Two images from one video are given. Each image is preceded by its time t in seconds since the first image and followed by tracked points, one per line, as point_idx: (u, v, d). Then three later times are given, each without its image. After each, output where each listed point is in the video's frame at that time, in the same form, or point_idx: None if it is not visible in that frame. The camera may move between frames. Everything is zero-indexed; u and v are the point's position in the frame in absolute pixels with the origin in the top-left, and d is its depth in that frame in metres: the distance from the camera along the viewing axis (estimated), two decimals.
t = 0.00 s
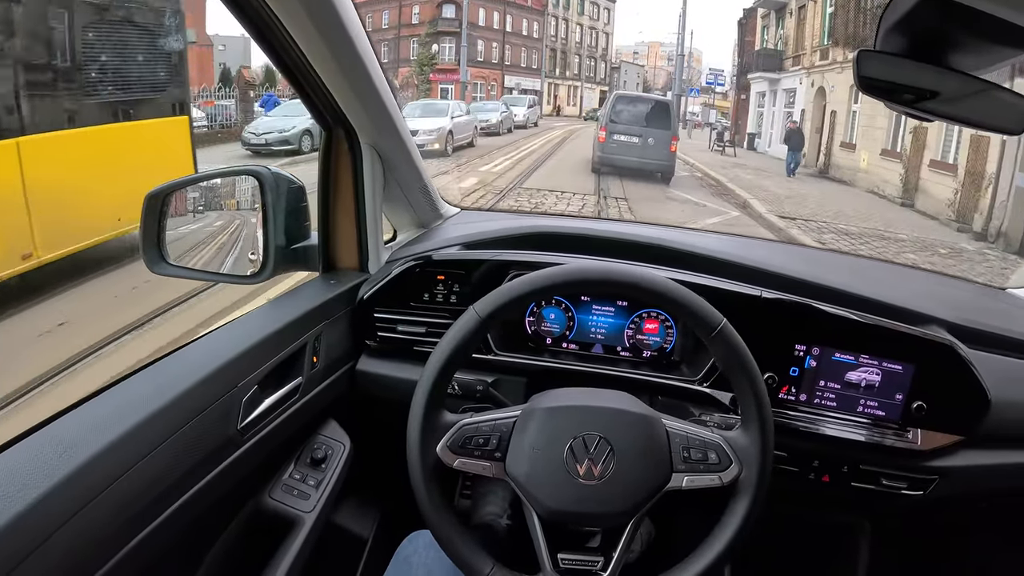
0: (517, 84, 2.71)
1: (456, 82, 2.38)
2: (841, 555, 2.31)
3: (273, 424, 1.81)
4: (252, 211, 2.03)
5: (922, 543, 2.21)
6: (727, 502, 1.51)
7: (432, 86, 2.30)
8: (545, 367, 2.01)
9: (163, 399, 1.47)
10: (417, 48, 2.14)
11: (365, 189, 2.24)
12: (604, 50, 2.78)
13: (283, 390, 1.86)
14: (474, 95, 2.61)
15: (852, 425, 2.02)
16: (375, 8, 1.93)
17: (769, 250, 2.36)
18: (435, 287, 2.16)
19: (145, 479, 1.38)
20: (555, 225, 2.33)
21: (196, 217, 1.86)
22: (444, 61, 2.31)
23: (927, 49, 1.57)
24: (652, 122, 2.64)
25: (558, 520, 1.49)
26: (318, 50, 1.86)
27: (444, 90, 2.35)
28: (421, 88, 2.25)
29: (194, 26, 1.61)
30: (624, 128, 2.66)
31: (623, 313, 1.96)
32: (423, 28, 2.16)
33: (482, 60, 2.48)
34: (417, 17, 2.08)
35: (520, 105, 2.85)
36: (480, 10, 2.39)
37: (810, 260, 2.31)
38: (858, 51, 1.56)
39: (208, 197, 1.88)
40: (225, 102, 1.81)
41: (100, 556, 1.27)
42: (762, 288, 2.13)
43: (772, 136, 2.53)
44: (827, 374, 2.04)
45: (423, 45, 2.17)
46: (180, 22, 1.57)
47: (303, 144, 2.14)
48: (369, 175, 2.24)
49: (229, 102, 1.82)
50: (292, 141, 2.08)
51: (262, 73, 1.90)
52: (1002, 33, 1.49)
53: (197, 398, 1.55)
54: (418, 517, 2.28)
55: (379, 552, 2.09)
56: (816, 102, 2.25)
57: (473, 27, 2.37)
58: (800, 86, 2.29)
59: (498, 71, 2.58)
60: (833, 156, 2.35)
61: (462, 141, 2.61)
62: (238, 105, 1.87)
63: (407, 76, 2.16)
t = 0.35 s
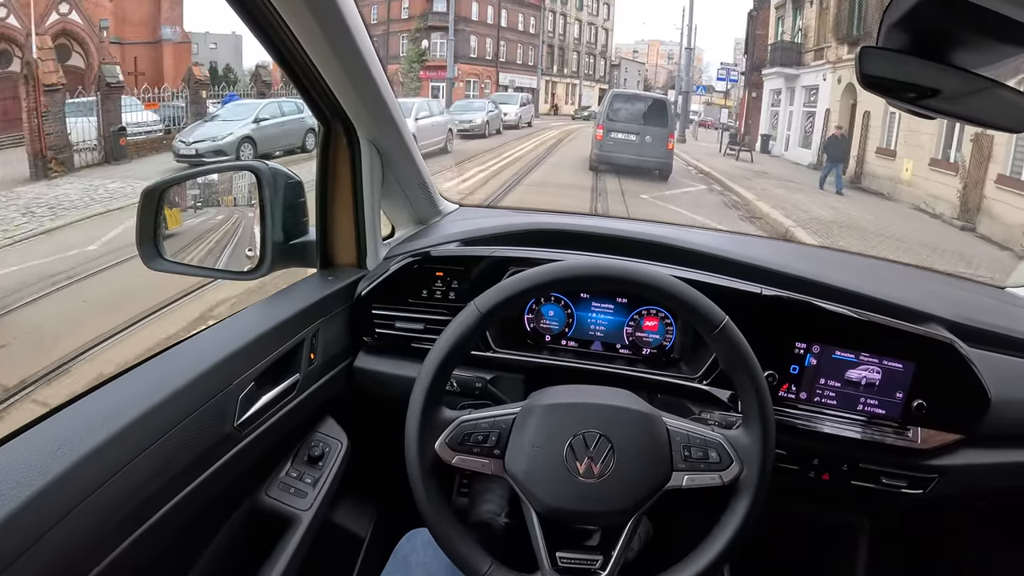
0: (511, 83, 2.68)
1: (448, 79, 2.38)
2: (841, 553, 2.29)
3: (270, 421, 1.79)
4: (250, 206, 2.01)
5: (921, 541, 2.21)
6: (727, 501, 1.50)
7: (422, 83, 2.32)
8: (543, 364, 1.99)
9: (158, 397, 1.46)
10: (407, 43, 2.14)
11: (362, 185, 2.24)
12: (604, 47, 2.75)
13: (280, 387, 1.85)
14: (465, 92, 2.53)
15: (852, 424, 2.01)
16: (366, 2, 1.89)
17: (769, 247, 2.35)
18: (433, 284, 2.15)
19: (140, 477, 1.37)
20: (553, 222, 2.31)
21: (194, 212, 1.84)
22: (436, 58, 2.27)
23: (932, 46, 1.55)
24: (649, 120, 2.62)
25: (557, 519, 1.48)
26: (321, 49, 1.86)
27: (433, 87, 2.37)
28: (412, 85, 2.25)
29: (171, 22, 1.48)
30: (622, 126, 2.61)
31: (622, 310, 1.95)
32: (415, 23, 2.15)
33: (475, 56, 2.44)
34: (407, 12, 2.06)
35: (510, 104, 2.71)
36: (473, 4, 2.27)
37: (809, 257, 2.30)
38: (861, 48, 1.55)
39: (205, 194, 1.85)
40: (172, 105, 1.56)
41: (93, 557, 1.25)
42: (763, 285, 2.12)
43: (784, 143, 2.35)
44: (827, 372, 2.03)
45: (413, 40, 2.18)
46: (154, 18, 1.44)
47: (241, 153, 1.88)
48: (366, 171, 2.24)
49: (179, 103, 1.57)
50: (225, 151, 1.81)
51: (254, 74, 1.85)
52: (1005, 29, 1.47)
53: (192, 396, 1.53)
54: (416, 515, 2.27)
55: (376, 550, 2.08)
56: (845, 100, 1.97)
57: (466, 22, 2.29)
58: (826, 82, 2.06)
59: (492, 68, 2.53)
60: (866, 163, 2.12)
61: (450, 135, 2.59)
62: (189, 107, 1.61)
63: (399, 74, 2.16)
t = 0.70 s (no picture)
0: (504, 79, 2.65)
1: (432, 75, 2.40)
2: (835, 551, 2.29)
3: (258, 421, 1.79)
4: (241, 206, 2.00)
5: (915, 539, 2.20)
6: (716, 501, 1.49)
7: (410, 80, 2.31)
8: (533, 362, 1.99)
9: (145, 396, 1.45)
10: (394, 38, 2.10)
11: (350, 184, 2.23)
12: (602, 44, 2.72)
13: (269, 386, 1.84)
14: (454, 90, 2.51)
15: (844, 421, 2.00)
16: None
17: (761, 244, 2.34)
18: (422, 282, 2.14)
19: (127, 477, 1.37)
20: (544, 220, 2.30)
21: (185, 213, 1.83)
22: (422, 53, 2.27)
23: (923, 39, 1.54)
24: (644, 118, 2.73)
25: (545, 519, 1.47)
26: (307, 48, 1.85)
27: (421, 84, 2.38)
28: (396, 82, 2.22)
29: (143, 18, 1.45)
30: (619, 124, 2.72)
31: (612, 308, 1.95)
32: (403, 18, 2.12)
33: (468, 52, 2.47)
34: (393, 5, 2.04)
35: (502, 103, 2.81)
36: None
37: (802, 254, 2.29)
38: (851, 42, 1.55)
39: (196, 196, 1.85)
40: (108, 107, 1.41)
41: (80, 557, 1.25)
42: (755, 282, 2.11)
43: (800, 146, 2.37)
44: (819, 369, 2.02)
45: (401, 34, 2.14)
46: (126, 12, 1.41)
47: (154, 165, 1.65)
48: (355, 171, 2.23)
49: (115, 108, 1.42)
50: (136, 166, 1.57)
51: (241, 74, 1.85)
52: (994, 22, 1.46)
53: (180, 396, 1.53)
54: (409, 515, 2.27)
55: (368, 549, 2.08)
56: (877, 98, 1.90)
57: (457, 15, 2.33)
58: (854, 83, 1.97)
59: (485, 64, 2.57)
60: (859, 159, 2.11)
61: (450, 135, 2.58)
62: (126, 109, 1.45)
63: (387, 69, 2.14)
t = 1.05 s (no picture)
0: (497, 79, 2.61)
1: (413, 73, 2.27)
2: (838, 550, 2.28)
3: (257, 422, 1.77)
4: (240, 203, 1.99)
5: (918, 537, 2.19)
6: (717, 505, 1.47)
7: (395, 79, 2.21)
8: (534, 360, 1.97)
9: (143, 396, 1.43)
10: (382, 34, 2.05)
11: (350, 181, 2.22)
12: (600, 40, 2.70)
13: (268, 385, 1.83)
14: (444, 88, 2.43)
15: (847, 419, 2.00)
16: None
17: (763, 241, 2.33)
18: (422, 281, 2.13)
19: (126, 477, 1.35)
20: (545, 218, 2.29)
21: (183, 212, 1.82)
22: (407, 50, 2.17)
23: (923, 35, 1.53)
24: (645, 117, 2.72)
25: (546, 517, 1.46)
26: (306, 43, 1.83)
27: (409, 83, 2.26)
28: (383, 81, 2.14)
29: (113, 13, 1.46)
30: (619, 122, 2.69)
31: (614, 306, 1.94)
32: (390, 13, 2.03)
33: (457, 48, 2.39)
34: None
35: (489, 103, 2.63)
36: None
37: (804, 251, 2.28)
38: (853, 37, 1.54)
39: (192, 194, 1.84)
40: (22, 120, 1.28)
41: (79, 558, 1.23)
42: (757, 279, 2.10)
43: (820, 150, 2.35)
44: (822, 367, 2.01)
45: (386, 31, 2.06)
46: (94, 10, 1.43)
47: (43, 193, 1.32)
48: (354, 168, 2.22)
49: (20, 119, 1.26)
50: (7, 197, 1.23)
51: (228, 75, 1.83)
52: (997, 17, 1.44)
53: (178, 395, 1.51)
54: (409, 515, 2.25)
55: (369, 550, 2.06)
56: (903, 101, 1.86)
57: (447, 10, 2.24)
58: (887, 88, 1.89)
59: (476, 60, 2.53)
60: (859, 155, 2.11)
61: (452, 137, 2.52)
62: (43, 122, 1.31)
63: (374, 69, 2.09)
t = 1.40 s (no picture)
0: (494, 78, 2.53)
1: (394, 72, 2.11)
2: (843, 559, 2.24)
3: (254, 427, 1.72)
4: (238, 202, 1.93)
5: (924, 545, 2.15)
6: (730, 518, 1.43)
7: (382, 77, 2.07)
8: (537, 365, 1.93)
9: (135, 402, 1.38)
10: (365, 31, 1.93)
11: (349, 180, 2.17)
12: (596, 38, 2.81)
13: (264, 390, 1.78)
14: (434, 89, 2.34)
15: (856, 427, 1.96)
16: None
17: (769, 245, 2.29)
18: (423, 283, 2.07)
19: (117, 487, 1.29)
20: (547, 219, 2.24)
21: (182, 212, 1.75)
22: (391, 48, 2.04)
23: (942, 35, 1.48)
24: (643, 118, 2.67)
25: (552, 531, 1.41)
26: (306, 38, 1.78)
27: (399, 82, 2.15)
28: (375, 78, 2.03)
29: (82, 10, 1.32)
30: (618, 123, 2.65)
31: (619, 310, 1.88)
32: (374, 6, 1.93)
33: (447, 46, 2.44)
34: None
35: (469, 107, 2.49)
36: None
37: (810, 255, 2.24)
38: (869, 38, 1.49)
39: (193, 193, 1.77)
40: None
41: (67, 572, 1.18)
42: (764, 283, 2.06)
43: (850, 156, 2.25)
44: (831, 374, 1.96)
45: (373, 27, 1.96)
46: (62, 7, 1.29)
47: None
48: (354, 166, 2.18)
49: None
50: None
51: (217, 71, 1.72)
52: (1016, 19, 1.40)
53: (171, 400, 1.45)
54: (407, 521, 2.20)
55: (367, 557, 2.02)
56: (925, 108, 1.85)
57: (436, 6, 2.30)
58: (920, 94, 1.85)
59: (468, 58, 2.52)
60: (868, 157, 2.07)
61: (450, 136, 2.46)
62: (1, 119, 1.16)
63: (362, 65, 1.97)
